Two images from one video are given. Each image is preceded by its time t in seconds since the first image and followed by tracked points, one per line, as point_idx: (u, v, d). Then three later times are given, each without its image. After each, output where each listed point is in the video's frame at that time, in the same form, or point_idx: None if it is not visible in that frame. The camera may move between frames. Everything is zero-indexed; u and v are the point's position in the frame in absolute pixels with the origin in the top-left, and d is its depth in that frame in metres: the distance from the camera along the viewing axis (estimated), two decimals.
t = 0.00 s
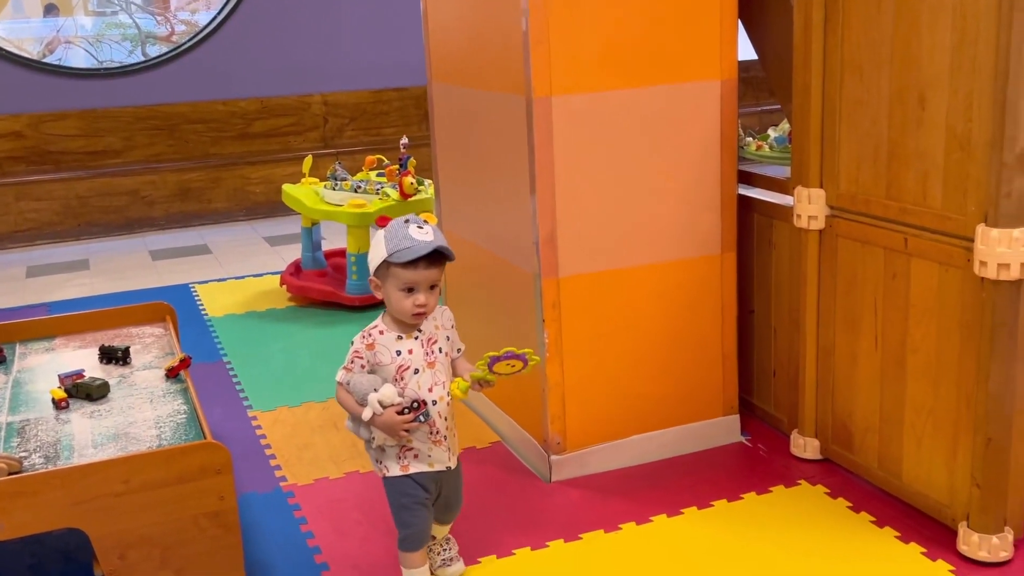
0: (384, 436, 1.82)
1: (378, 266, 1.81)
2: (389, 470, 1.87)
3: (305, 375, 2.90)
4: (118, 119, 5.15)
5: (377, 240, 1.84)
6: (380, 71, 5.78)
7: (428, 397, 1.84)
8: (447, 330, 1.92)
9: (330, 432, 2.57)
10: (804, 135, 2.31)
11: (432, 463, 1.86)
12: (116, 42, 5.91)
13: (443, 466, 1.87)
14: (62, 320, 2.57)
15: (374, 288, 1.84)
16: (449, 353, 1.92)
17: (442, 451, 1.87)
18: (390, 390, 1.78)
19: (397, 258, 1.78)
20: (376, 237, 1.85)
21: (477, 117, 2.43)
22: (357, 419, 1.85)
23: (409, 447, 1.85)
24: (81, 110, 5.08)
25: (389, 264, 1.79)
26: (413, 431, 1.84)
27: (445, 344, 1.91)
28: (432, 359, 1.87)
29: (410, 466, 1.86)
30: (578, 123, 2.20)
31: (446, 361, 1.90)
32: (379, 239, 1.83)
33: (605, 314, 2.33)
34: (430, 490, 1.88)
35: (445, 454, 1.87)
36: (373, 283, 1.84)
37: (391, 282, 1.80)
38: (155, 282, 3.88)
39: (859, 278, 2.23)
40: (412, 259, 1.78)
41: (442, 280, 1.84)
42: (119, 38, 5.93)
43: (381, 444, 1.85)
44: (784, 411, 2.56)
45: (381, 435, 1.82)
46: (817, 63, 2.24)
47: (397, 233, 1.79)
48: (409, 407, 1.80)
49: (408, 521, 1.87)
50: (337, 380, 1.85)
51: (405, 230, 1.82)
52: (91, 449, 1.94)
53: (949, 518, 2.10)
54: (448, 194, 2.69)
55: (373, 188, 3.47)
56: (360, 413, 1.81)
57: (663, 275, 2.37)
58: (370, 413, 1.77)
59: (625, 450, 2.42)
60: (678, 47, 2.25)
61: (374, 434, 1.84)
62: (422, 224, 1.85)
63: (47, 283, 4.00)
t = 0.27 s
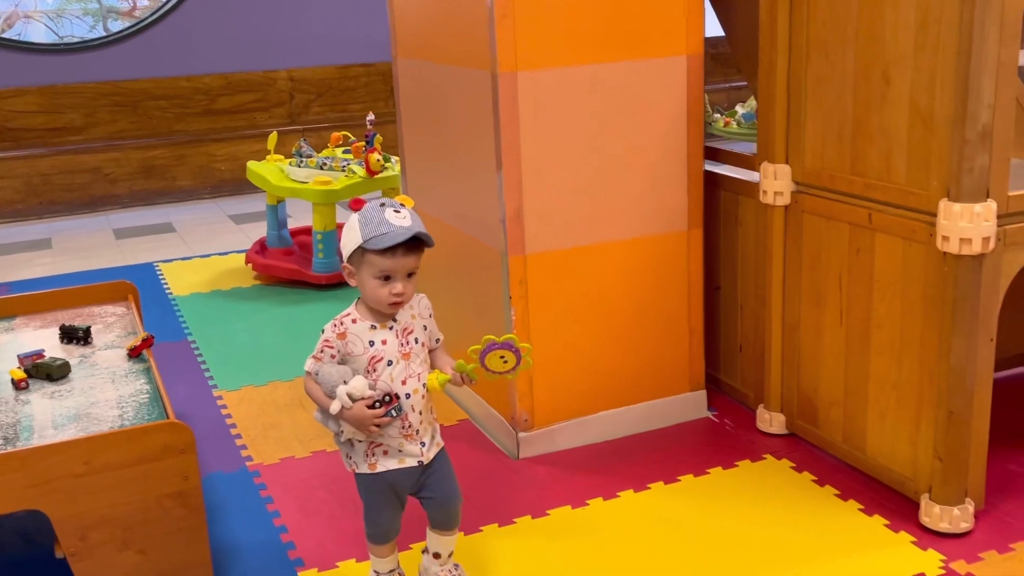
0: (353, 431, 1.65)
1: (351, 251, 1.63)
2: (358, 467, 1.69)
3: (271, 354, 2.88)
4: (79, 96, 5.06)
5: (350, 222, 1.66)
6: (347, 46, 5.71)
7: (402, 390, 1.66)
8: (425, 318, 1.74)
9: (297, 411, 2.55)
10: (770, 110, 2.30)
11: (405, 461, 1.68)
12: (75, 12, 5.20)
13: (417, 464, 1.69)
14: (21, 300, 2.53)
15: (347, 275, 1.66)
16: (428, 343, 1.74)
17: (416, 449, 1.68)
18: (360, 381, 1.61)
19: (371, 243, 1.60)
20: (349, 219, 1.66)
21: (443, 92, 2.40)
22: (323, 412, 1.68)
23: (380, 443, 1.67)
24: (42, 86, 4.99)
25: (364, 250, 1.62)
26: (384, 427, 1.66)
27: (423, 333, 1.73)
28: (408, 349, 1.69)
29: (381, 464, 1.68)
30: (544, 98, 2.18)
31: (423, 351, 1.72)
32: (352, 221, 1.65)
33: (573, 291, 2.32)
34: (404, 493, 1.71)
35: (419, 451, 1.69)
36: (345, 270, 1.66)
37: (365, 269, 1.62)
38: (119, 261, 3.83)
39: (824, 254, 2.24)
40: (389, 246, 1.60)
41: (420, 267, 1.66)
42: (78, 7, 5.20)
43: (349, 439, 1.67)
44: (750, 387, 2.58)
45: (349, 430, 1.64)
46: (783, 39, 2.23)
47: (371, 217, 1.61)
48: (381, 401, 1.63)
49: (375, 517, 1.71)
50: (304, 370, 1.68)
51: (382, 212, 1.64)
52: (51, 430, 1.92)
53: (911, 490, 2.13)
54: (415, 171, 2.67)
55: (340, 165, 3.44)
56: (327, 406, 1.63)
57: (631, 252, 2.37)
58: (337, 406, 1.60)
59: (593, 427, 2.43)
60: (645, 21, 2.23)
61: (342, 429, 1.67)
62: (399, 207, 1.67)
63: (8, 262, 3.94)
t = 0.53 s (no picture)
0: (360, 430, 1.59)
1: (360, 240, 1.56)
2: (365, 468, 1.64)
3: (236, 326, 2.85)
4: (36, 64, 4.95)
5: (358, 210, 1.59)
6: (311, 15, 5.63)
7: (411, 387, 1.61)
8: (433, 311, 1.68)
9: (262, 384, 2.54)
10: (735, 81, 2.30)
11: (414, 462, 1.63)
12: None
13: (425, 466, 1.64)
14: None
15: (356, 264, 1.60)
16: (435, 338, 1.69)
17: (425, 450, 1.64)
18: (369, 377, 1.55)
19: (382, 232, 1.54)
20: (357, 206, 1.60)
21: (407, 62, 2.38)
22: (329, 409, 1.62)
23: (389, 442, 1.62)
24: None
25: (375, 238, 1.55)
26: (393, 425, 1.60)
27: (430, 327, 1.67)
28: (417, 344, 1.63)
29: (389, 465, 1.63)
30: (508, 68, 2.17)
31: (432, 347, 1.67)
32: (360, 209, 1.58)
33: (538, 262, 2.32)
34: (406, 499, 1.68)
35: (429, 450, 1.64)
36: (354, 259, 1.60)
37: (376, 258, 1.56)
38: (79, 233, 3.77)
39: (788, 224, 2.25)
40: (400, 235, 1.54)
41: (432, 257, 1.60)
42: None
43: (356, 437, 1.62)
44: (714, 356, 2.60)
45: (357, 428, 1.59)
46: (748, 9, 2.23)
47: (382, 205, 1.55)
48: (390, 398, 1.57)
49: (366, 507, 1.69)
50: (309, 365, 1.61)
51: (392, 199, 1.58)
52: (10, 404, 1.89)
53: (872, 457, 2.16)
54: (378, 142, 2.64)
55: (303, 135, 3.40)
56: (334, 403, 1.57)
57: (596, 223, 2.36)
58: (345, 404, 1.54)
59: (559, 397, 2.44)
60: None
61: (349, 426, 1.61)
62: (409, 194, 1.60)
63: None
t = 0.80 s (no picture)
0: (358, 404, 1.51)
1: (354, 208, 1.46)
2: (364, 441, 1.55)
3: (191, 287, 2.82)
4: None
5: (349, 175, 1.48)
6: None
7: (410, 358, 1.51)
8: (430, 279, 1.58)
9: (218, 345, 2.52)
10: (692, 39, 2.30)
11: (415, 435, 1.56)
12: None
13: (428, 437, 1.57)
14: None
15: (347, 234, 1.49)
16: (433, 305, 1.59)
17: (427, 421, 1.56)
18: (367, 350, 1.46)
19: (378, 199, 1.43)
20: (348, 171, 1.49)
21: (361, 17, 2.34)
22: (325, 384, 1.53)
23: (389, 417, 1.54)
24: None
25: (370, 206, 1.45)
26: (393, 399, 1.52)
27: (428, 296, 1.57)
28: (415, 314, 1.53)
29: (390, 437, 1.55)
30: (465, 24, 2.14)
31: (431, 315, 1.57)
32: (351, 174, 1.48)
33: (496, 220, 2.31)
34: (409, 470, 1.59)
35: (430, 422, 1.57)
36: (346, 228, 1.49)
37: (371, 227, 1.46)
38: (28, 192, 3.69)
39: (744, 182, 2.26)
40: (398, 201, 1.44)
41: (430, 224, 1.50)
42: None
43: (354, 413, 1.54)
44: (670, 314, 2.62)
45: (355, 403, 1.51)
46: None
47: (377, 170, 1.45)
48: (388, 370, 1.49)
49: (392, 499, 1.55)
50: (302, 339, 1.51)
51: (386, 163, 1.48)
52: None
53: (824, 412, 2.20)
54: (333, 99, 2.61)
55: (258, 92, 3.34)
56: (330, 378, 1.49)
57: (553, 181, 2.36)
58: (343, 378, 1.45)
59: (517, 355, 2.45)
60: None
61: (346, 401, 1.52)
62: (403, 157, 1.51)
63: None
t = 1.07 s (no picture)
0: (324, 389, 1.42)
1: (309, 178, 1.37)
2: (328, 430, 1.47)
3: (121, 238, 2.77)
4: None
5: (302, 143, 1.39)
6: None
7: (375, 337, 1.44)
8: (388, 251, 1.51)
9: (149, 297, 2.48)
10: None
11: (383, 418, 1.49)
12: None
13: (395, 420, 1.50)
14: None
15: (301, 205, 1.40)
16: (393, 280, 1.52)
17: (395, 404, 1.49)
18: (332, 331, 1.37)
19: (337, 168, 1.35)
20: (299, 137, 1.40)
21: None
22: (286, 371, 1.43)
23: (355, 400, 1.46)
24: None
25: (327, 175, 1.36)
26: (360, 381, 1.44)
27: (389, 269, 1.50)
28: (377, 289, 1.46)
29: (356, 424, 1.47)
30: None
31: (392, 290, 1.50)
32: (303, 141, 1.38)
33: (432, 171, 2.29)
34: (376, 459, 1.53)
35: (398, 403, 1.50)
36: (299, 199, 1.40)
37: (328, 198, 1.37)
38: None
39: (680, 133, 2.27)
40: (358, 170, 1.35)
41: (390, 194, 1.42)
42: None
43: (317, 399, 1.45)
44: (607, 265, 2.63)
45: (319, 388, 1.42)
46: None
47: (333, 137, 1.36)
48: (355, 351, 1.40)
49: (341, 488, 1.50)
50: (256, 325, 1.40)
51: (341, 128, 1.39)
52: None
53: (755, 362, 2.23)
54: (266, 45, 2.55)
55: (189, 39, 3.24)
56: (292, 363, 1.38)
57: (490, 132, 2.34)
58: (308, 363, 1.35)
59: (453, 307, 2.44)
60: None
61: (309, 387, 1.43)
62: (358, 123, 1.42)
63: None
